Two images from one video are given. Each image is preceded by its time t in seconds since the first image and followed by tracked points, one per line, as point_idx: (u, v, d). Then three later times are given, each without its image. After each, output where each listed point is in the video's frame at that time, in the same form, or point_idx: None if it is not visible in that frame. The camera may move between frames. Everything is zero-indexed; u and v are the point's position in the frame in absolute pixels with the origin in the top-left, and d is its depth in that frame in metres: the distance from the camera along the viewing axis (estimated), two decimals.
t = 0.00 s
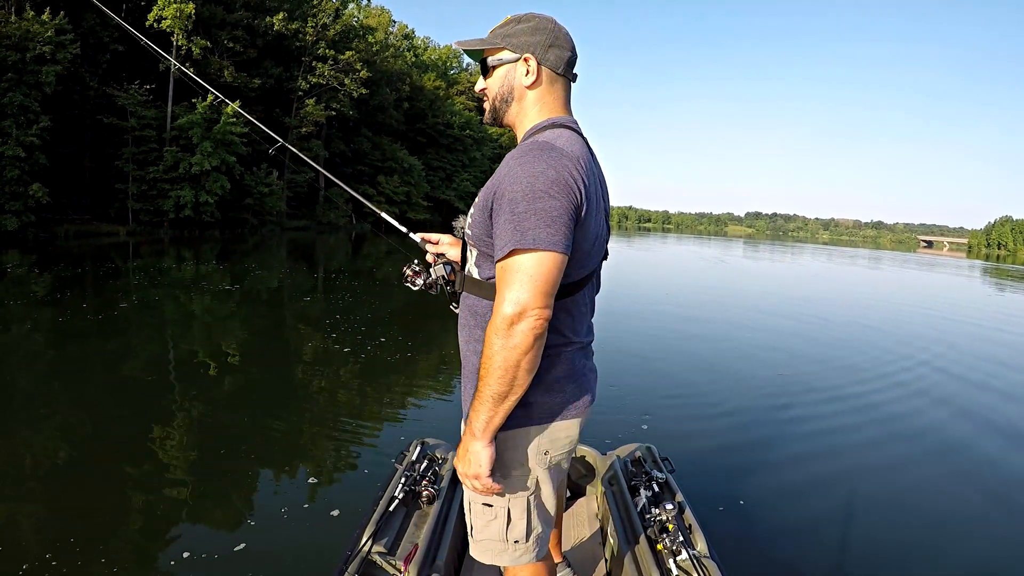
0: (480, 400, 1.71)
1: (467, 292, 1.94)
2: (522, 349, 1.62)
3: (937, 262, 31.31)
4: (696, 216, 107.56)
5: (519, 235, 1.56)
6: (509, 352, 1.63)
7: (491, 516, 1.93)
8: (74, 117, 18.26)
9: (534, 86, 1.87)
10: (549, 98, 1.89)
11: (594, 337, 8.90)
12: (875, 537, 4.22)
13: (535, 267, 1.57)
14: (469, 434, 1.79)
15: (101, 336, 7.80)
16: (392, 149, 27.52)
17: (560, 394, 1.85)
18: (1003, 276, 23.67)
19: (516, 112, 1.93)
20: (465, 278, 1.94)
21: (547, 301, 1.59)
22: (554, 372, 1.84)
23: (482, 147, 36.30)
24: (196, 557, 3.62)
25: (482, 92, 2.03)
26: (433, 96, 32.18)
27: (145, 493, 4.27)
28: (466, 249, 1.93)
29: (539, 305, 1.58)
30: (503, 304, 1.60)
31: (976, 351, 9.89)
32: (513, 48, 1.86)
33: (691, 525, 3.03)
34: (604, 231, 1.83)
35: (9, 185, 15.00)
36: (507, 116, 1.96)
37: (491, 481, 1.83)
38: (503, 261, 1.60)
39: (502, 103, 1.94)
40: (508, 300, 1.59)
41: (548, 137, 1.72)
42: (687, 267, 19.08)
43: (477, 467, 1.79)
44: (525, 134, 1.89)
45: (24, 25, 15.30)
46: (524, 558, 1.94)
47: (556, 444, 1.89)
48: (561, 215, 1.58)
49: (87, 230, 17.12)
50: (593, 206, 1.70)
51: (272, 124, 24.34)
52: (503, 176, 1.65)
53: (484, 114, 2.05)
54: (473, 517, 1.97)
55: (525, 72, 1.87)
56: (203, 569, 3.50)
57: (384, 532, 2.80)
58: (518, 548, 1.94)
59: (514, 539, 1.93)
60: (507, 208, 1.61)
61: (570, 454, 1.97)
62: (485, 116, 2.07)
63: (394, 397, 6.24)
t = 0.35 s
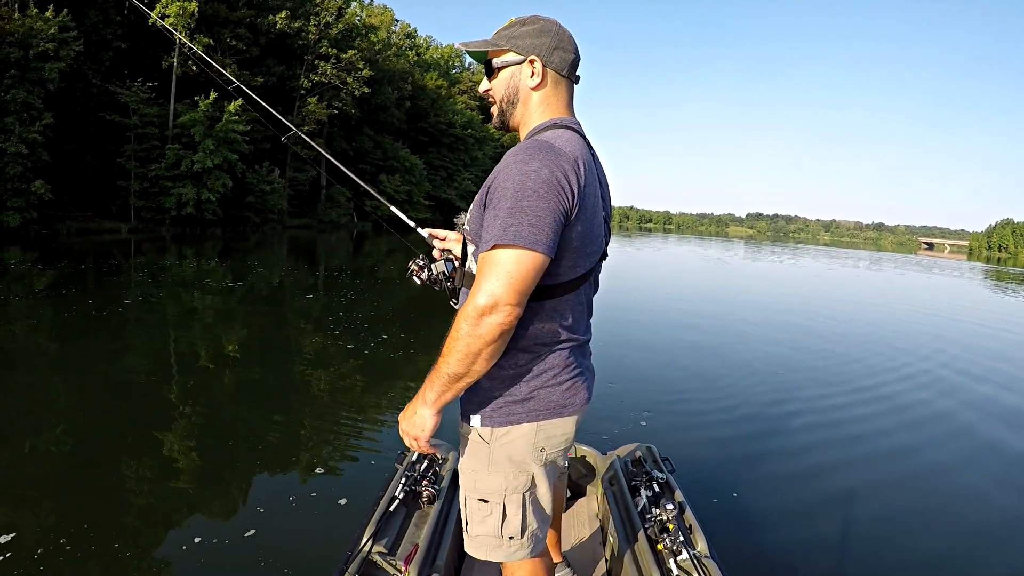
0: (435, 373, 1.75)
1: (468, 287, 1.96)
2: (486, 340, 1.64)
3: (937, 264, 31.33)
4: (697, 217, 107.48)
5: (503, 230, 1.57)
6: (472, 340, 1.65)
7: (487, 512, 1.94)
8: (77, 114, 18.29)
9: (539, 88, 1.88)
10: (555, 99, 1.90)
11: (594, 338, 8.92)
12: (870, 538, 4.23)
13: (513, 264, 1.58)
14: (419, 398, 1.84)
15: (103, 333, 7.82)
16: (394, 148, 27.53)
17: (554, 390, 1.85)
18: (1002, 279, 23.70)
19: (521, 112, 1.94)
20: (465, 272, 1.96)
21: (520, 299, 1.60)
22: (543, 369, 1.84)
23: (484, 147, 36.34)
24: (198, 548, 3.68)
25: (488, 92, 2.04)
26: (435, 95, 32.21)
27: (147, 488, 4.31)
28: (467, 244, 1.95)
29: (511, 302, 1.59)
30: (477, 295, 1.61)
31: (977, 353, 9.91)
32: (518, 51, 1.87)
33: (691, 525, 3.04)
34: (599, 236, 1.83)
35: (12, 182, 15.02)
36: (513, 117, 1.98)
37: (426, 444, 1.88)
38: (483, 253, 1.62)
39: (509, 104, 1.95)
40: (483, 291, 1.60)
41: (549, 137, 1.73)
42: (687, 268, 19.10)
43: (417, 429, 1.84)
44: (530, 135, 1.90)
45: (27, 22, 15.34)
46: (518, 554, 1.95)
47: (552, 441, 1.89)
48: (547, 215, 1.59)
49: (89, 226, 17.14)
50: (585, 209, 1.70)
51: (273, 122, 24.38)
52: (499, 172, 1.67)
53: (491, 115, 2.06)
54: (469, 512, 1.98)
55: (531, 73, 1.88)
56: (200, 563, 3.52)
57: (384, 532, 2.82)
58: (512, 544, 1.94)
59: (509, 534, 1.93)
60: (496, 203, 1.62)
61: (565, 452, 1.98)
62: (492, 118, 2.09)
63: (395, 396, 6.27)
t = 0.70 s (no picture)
0: (466, 374, 1.74)
1: (468, 288, 1.95)
2: (519, 338, 1.64)
3: (939, 260, 31.25)
4: (698, 214, 107.43)
5: (530, 228, 1.57)
6: (506, 339, 1.64)
7: (498, 513, 1.93)
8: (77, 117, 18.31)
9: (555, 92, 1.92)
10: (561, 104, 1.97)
11: (595, 336, 8.94)
12: (875, 536, 4.23)
13: (542, 259, 1.58)
14: (447, 400, 1.83)
15: (103, 335, 7.84)
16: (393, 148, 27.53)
17: (562, 385, 1.87)
18: (1003, 274, 23.67)
19: (530, 114, 1.94)
20: (468, 275, 1.95)
21: (549, 294, 1.61)
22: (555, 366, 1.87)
23: (483, 146, 36.36)
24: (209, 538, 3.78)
25: (488, 90, 1.97)
26: (434, 94, 32.20)
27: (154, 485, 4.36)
28: (469, 246, 1.95)
29: (541, 298, 1.60)
30: (507, 294, 1.60)
31: (979, 349, 9.89)
32: (537, 52, 1.87)
33: (691, 525, 3.04)
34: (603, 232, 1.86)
35: (13, 185, 15.05)
36: (522, 119, 1.95)
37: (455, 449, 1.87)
38: (509, 253, 1.62)
39: (519, 104, 1.92)
40: (512, 290, 1.60)
41: (554, 135, 1.75)
42: (687, 265, 19.08)
43: (446, 432, 1.84)
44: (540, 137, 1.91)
45: (26, 26, 15.37)
46: (530, 553, 1.95)
47: (560, 436, 1.90)
48: (570, 211, 1.60)
49: (90, 229, 17.16)
50: (596, 204, 1.74)
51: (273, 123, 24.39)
52: (514, 170, 1.67)
53: (489, 113, 2.00)
54: (479, 515, 1.97)
55: (548, 77, 1.90)
56: (209, 559, 3.57)
57: (384, 532, 2.83)
58: (524, 543, 1.94)
59: (521, 534, 1.93)
60: (519, 202, 1.62)
61: (572, 447, 1.98)
62: (487, 115, 2.03)
63: (396, 395, 6.28)
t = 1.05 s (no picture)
0: (444, 324, 1.74)
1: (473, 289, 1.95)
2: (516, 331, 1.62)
3: (939, 257, 31.19)
4: (698, 213, 107.34)
5: (547, 230, 1.57)
6: (498, 326, 1.63)
7: (507, 515, 1.94)
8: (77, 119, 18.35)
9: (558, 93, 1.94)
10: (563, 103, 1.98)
11: (596, 335, 8.94)
12: (875, 531, 4.25)
13: (555, 261, 1.58)
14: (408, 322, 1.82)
15: (105, 336, 7.86)
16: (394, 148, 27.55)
17: (569, 385, 1.88)
18: (1003, 270, 23.68)
19: (534, 115, 1.95)
20: (474, 276, 1.94)
21: (558, 295, 1.61)
22: (563, 367, 1.88)
23: (483, 146, 36.36)
24: (213, 533, 3.88)
25: (489, 91, 1.97)
26: (434, 95, 32.22)
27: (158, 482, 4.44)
28: (475, 246, 1.95)
29: (550, 299, 1.59)
30: (513, 288, 1.59)
31: (980, 346, 9.89)
32: (540, 52, 1.88)
33: (691, 525, 3.05)
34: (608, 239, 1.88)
35: (14, 188, 15.09)
36: (525, 120, 1.96)
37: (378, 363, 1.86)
38: (521, 250, 1.61)
39: (522, 106, 1.93)
40: (518, 284, 1.59)
41: (569, 138, 1.76)
42: (687, 264, 19.08)
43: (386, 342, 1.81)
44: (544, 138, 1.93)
45: (27, 29, 15.42)
46: (539, 553, 1.96)
47: (568, 436, 1.91)
48: (586, 215, 1.61)
49: (92, 231, 17.21)
50: (608, 210, 1.76)
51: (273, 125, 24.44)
52: (533, 172, 1.67)
53: (492, 114, 2.00)
54: (487, 518, 1.97)
55: (551, 77, 1.91)
56: (215, 556, 3.64)
57: (384, 532, 2.84)
58: (533, 544, 1.95)
59: (531, 535, 1.94)
60: (536, 202, 1.62)
61: (578, 445, 1.99)
62: (490, 116, 2.03)
63: (397, 395, 6.31)
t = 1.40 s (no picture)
0: (494, 399, 1.74)
1: (472, 293, 1.96)
2: (535, 349, 1.65)
3: (940, 260, 31.17)
4: (699, 215, 107.43)
5: (535, 239, 1.59)
6: (523, 353, 1.66)
7: (501, 516, 1.95)
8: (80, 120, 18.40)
9: (541, 91, 1.90)
10: (555, 103, 1.92)
11: (597, 337, 8.95)
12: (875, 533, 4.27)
13: (547, 271, 1.60)
14: (483, 434, 1.81)
15: (107, 336, 7.89)
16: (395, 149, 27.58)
17: (567, 390, 1.89)
18: (1004, 273, 23.69)
19: (521, 114, 1.96)
20: (471, 280, 1.96)
21: (557, 304, 1.63)
22: (561, 372, 1.88)
23: (485, 147, 36.42)
24: (215, 526, 3.94)
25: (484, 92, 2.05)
26: (436, 96, 32.27)
27: (163, 477, 4.50)
28: (472, 251, 1.96)
29: (549, 308, 1.62)
30: (512, 307, 1.63)
31: (982, 349, 9.88)
32: (522, 52, 1.88)
33: (691, 525, 3.05)
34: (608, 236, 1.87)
35: (17, 187, 15.13)
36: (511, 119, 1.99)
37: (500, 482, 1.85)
38: (514, 263, 1.63)
39: (507, 105, 1.96)
40: (517, 301, 1.62)
41: (556, 141, 1.75)
42: (688, 266, 19.06)
43: (490, 467, 1.82)
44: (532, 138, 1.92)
45: (30, 29, 15.48)
46: (534, 556, 1.97)
47: (564, 439, 1.92)
48: (576, 220, 1.61)
49: (94, 231, 17.24)
50: (603, 210, 1.75)
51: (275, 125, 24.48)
52: (520, 179, 1.67)
53: (487, 114, 2.08)
54: (482, 519, 1.99)
55: (533, 75, 1.89)
56: (215, 551, 3.67)
57: (384, 532, 2.84)
58: (528, 546, 1.96)
59: (525, 537, 1.95)
60: (524, 212, 1.63)
61: (575, 449, 2.00)
62: (486, 116, 2.10)
63: (398, 396, 6.29)
